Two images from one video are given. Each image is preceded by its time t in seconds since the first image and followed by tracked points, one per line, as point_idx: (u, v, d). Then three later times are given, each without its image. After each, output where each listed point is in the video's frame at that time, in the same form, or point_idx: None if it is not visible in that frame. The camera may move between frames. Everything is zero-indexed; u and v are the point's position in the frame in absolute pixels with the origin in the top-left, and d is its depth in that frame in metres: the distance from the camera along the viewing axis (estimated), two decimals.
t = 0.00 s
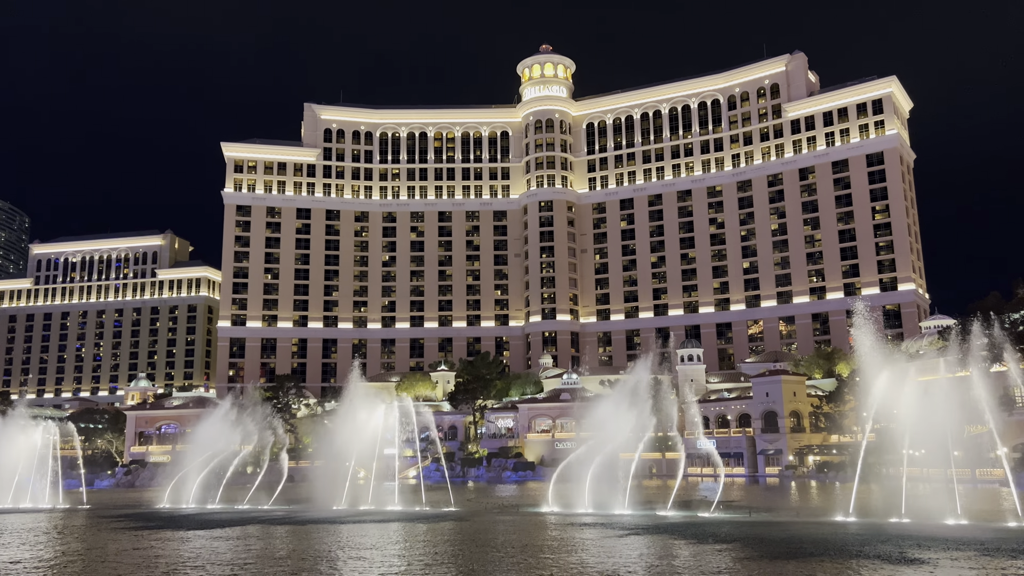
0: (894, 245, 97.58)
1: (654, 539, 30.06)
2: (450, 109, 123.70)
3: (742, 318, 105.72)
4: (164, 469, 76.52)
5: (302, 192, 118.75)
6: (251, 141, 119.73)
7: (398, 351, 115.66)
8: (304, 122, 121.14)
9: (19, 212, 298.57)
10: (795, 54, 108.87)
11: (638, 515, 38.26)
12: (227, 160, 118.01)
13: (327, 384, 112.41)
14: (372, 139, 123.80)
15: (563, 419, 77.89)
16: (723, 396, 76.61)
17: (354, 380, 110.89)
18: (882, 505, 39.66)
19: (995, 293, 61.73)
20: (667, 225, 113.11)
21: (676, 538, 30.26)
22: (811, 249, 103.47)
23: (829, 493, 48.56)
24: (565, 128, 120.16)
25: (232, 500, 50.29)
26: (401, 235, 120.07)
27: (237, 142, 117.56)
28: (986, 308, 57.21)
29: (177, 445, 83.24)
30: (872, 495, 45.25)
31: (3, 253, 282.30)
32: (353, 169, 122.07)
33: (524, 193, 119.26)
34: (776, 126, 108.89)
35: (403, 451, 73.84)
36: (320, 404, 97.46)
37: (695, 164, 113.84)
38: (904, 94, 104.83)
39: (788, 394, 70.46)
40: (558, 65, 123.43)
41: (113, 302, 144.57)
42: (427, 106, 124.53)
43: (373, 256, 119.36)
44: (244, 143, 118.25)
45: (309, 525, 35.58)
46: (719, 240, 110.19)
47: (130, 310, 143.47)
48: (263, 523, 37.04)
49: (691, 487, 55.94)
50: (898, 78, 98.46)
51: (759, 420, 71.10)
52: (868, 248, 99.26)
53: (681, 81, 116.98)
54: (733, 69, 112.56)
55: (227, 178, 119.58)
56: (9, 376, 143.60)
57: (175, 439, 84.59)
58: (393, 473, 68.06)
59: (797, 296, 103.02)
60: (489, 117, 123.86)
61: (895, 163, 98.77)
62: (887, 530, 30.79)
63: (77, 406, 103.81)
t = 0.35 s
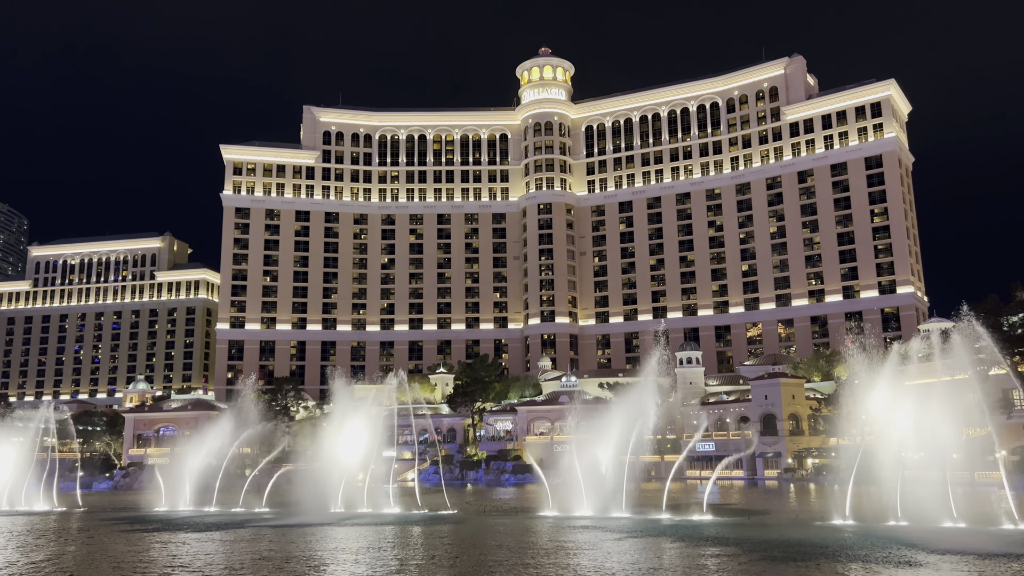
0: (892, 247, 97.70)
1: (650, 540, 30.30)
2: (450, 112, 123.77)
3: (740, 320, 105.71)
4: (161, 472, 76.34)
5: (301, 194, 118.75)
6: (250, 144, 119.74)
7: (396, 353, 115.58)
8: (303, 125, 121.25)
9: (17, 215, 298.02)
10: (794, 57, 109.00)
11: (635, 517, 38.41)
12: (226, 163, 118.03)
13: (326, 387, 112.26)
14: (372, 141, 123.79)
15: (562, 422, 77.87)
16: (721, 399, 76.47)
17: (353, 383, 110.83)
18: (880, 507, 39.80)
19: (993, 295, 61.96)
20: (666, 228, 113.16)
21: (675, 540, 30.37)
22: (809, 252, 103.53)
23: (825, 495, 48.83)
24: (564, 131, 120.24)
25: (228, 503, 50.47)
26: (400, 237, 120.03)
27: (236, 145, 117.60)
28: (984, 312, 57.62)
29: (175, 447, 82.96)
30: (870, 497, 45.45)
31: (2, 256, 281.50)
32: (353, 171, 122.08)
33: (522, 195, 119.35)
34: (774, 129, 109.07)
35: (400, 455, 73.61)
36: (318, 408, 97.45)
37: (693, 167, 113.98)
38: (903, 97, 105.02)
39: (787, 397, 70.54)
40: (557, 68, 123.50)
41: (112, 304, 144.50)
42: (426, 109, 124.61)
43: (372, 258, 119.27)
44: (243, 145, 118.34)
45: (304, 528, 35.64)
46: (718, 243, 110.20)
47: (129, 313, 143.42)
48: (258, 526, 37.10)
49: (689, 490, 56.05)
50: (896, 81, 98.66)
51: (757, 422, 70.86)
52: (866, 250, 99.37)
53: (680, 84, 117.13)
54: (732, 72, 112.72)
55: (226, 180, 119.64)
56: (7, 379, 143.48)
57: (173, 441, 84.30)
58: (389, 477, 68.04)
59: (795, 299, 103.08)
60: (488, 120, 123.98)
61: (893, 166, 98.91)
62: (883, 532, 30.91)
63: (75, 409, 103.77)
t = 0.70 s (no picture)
0: (892, 250, 97.75)
1: (649, 542, 30.36)
2: (449, 113, 123.84)
3: (740, 322, 105.63)
4: (160, 474, 76.39)
5: (301, 196, 118.78)
6: (250, 145, 119.79)
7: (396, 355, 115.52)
8: (303, 126, 121.33)
9: (16, 215, 297.90)
10: (793, 60, 109.11)
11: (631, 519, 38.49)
12: (226, 164, 118.06)
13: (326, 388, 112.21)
14: (372, 143, 123.82)
15: (561, 424, 77.82)
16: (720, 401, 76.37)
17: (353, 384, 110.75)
18: (878, 509, 39.95)
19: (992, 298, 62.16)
20: (666, 230, 113.16)
21: (672, 541, 30.46)
22: (809, 254, 103.55)
23: (823, 497, 49.02)
24: (563, 133, 120.30)
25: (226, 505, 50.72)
26: (400, 239, 120.02)
27: (236, 146, 117.63)
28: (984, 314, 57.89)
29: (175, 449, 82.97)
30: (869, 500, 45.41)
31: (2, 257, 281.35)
32: (352, 173, 122.13)
33: (522, 197, 119.40)
34: (774, 131, 109.17)
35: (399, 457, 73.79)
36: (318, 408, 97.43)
37: (693, 169, 114.03)
38: (902, 99, 105.13)
39: (787, 399, 70.71)
40: (557, 69, 123.54)
41: (111, 305, 144.46)
42: (426, 110, 124.65)
43: (371, 260, 119.21)
44: (243, 147, 118.40)
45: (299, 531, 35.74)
46: (718, 245, 110.21)
47: (128, 314, 143.40)
48: (255, 527, 37.18)
49: (687, 492, 55.99)
50: (896, 83, 98.82)
51: (757, 425, 70.63)
52: (866, 252, 99.41)
53: (679, 86, 117.23)
54: (731, 74, 112.84)
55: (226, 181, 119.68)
56: (7, 380, 143.47)
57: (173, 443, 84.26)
58: (386, 479, 68.12)
59: (795, 301, 103.07)
60: (488, 122, 124.06)
61: (893, 168, 98.97)
62: (882, 535, 30.97)
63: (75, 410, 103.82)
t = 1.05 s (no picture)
0: (892, 251, 97.77)
1: (650, 543, 30.50)
2: (450, 114, 123.85)
3: (740, 324, 105.65)
4: (161, 473, 76.74)
5: (301, 197, 118.79)
6: (250, 146, 119.83)
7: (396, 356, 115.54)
8: (303, 127, 121.32)
9: (16, 216, 297.77)
10: (794, 61, 109.10)
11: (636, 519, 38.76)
12: (226, 165, 118.09)
13: (326, 390, 112.18)
14: (372, 144, 123.77)
15: (561, 426, 77.82)
16: (721, 403, 76.32)
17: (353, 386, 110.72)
18: (882, 510, 39.93)
19: (993, 300, 62.18)
20: (666, 231, 113.15)
21: (675, 543, 30.45)
22: (809, 256, 103.53)
23: (826, 499, 48.79)
24: (564, 134, 120.29)
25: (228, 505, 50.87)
26: (400, 240, 119.99)
27: (237, 147, 117.67)
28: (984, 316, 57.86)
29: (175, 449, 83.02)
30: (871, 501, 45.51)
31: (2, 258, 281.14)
32: (352, 174, 122.08)
33: (523, 198, 119.43)
34: (774, 133, 109.21)
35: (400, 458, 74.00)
36: (318, 408, 97.22)
37: (693, 171, 114.05)
38: (903, 101, 105.15)
39: (787, 400, 70.64)
40: (557, 70, 123.52)
41: (112, 306, 144.46)
42: (426, 111, 124.65)
43: (372, 261, 119.22)
44: (244, 148, 118.44)
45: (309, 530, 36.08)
46: (718, 246, 110.19)
47: (128, 315, 143.40)
48: (262, 528, 37.36)
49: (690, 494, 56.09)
50: (896, 85, 98.86)
51: (757, 426, 70.63)
52: (866, 254, 99.43)
53: (680, 87, 117.27)
54: (732, 76, 112.86)
55: (226, 182, 119.67)
56: (7, 380, 143.45)
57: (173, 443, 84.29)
58: (387, 480, 68.29)
59: (795, 302, 103.07)
60: (488, 123, 124.07)
61: (893, 170, 99.02)
62: (884, 536, 31.00)
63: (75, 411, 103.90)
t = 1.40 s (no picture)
0: (893, 252, 97.75)
1: (648, 543, 30.78)
2: (450, 115, 123.85)
3: (740, 325, 105.66)
4: (161, 473, 76.77)
5: (302, 198, 118.84)
6: (250, 146, 119.85)
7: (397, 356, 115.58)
8: (304, 128, 121.34)
9: (17, 216, 298.16)
10: (795, 62, 109.06)
11: (634, 520, 38.78)
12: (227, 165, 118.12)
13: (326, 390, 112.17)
14: (372, 144, 123.77)
15: (561, 426, 77.83)
16: (721, 403, 76.31)
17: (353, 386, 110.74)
18: (882, 511, 39.99)
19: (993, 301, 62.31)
20: (667, 232, 113.15)
21: (673, 543, 30.61)
22: (810, 257, 103.48)
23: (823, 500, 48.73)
24: (564, 134, 120.28)
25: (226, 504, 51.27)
26: (400, 240, 120.01)
27: (237, 147, 117.70)
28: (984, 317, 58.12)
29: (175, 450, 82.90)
30: (869, 502, 45.82)
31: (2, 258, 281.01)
32: (353, 174, 122.08)
33: (523, 199, 119.46)
34: (775, 133, 109.19)
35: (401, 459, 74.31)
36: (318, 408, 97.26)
37: (694, 171, 114.05)
38: (903, 102, 105.16)
39: (787, 401, 70.59)
40: (557, 71, 123.49)
41: (112, 306, 144.50)
42: (427, 112, 124.65)
43: (372, 261, 119.26)
44: (245, 148, 118.48)
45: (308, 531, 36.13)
46: (719, 247, 110.16)
47: (129, 315, 143.45)
48: (262, 528, 37.44)
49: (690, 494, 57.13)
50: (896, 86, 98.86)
51: (757, 427, 70.82)
52: (867, 255, 99.41)
53: (680, 88, 117.27)
54: (732, 76, 112.83)
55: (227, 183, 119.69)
56: (7, 380, 143.44)
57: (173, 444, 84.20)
58: (387, 481, 68.52)
59: (795, 303, 103.00)
60: (489, 123, 124.07)
61: (894, 171, 99.04)
62: (880, 536, 31.32)
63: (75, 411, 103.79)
